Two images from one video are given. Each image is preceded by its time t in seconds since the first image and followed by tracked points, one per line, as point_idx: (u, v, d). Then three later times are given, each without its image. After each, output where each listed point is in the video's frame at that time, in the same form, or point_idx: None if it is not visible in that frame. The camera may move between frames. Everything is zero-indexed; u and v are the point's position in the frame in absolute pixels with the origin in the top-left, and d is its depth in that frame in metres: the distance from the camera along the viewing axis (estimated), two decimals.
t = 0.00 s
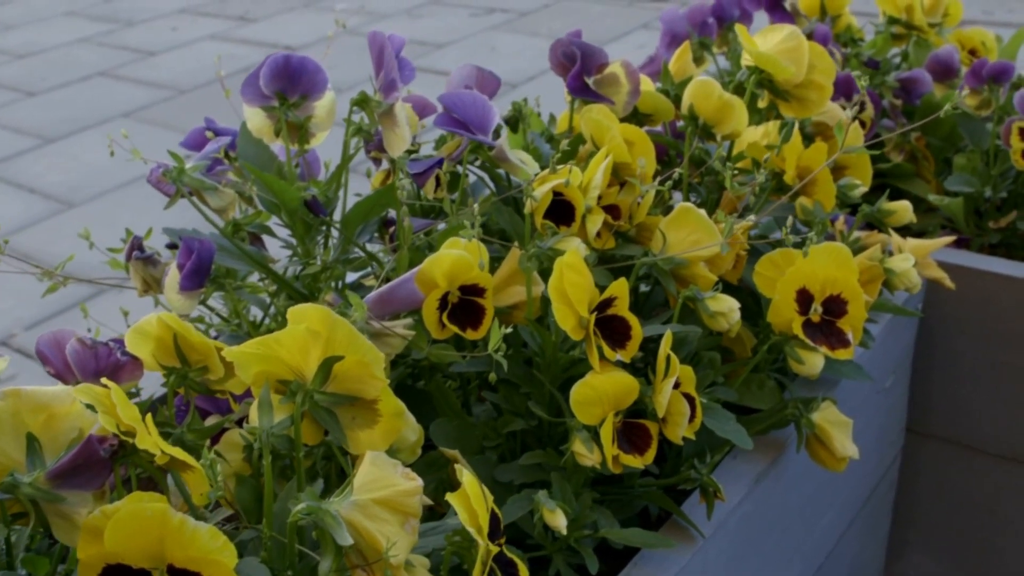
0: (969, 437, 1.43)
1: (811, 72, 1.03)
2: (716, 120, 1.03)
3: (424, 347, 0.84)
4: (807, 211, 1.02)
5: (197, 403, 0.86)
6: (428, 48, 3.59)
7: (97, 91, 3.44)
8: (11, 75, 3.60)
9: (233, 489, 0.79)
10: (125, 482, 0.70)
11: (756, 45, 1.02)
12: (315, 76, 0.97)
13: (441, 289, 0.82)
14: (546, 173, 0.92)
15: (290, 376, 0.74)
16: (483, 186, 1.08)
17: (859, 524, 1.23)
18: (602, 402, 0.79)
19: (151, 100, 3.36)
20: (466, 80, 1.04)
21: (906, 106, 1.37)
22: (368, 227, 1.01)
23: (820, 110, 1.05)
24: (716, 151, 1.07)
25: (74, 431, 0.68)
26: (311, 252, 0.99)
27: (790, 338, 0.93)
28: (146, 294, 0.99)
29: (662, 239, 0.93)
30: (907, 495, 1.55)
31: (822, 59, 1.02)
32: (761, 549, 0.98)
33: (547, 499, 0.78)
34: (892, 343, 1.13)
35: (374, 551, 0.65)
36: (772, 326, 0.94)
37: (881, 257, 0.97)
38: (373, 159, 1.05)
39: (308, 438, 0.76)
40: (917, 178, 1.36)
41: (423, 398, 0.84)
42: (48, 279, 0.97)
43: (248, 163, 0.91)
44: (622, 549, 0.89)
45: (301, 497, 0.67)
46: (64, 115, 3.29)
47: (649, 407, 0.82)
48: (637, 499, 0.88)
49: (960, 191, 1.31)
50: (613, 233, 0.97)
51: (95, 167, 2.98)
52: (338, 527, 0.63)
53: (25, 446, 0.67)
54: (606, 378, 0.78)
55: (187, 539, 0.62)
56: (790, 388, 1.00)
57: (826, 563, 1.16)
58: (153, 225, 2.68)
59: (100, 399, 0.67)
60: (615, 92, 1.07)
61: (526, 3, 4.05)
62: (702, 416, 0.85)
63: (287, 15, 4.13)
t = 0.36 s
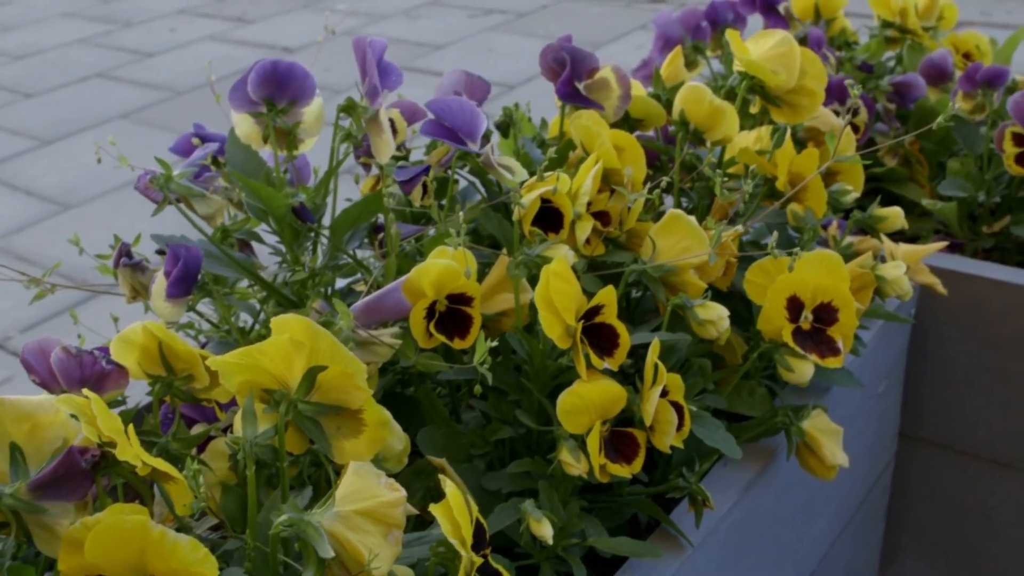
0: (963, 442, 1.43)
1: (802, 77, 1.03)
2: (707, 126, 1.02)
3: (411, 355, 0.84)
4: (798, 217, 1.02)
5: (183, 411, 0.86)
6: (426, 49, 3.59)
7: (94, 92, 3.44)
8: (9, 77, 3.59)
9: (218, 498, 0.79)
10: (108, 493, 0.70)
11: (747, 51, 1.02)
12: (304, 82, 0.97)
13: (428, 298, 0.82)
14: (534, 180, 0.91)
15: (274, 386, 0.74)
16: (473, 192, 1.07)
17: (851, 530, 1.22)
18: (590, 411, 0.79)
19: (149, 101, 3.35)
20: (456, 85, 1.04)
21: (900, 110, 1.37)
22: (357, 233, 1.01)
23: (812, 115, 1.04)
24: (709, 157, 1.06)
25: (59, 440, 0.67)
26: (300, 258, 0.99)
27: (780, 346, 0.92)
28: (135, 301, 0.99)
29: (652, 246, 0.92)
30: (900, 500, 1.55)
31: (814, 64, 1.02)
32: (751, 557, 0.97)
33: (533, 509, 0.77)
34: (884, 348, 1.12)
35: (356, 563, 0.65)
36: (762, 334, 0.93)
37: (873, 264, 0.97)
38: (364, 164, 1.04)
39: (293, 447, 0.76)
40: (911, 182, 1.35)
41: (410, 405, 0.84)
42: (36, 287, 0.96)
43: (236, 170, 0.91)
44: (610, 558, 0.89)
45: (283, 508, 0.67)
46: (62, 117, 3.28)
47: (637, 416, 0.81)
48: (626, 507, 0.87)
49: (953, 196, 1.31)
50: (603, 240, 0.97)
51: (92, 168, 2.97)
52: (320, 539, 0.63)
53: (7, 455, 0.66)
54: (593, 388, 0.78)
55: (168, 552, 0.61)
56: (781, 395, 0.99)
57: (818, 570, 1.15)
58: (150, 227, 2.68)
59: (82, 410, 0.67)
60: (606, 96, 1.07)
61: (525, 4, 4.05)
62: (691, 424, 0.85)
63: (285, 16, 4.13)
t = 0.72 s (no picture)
0: (957, 447, 1.42)
1: (794, 83, 1.02)
2: (698, 132, 1.02)
3: (399, 363, 0.84)
4: (789, 223, 1.01)
5: (169, 420, 0.85)
6: (424, 50, 3.59)
7: (92, 94, 3.44)
8: (7, 78, 3.59)
9: (203, 506, 0.78)
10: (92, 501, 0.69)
11: (739, 56, 1.01)
12: (293, 88, 0.96)
13: (416, 305, 0.82)
14: (522, 187, 0.91)
15: (259, 395, 0.73)
16: (464, 198, 1.07)
17: (844, 537, 1.22)
18: (576, 420, 0.79)
19: (146, 103, 3.35)
20: (445, 91, 1.05)
21: (894, 115, 1.37)
22: (346, 240, 1.01)
23: (802, 121, 1.04)
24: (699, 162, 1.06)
25: (43, 450, 0.67)
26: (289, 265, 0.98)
27: (769, 353, 0.92)
28: (123, 308, 0.98)
29: (641, 253, 0.92)
30: (893, 505, 1.54)
31: (806, 70, 1.01)
32: (740, 566, 0.97)
33: (520, 518, 0.77)
34: (876, 355, 1.12)
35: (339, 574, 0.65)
36: (752, 341, 0.92)
37: (864, 271, 0.95)
38: (353, 170, 1.03)
39: (278, 456, 0.76)
40: (905, 186, 1.35)
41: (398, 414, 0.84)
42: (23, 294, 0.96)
43: (223, 177, 0.90)
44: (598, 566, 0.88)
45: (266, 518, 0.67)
46: (59, 118, 3.28)
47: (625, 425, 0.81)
48: (614, 515, 0.87)
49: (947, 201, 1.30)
50: (593, 246, 0.96)
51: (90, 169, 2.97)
52: (303, 550, 0.63)
53: None
54: (580, 397, 0.77)
55: (148, 563, 0.61)
56: (772, 403, 0.99)
57: None
58: (146, 229, 2.67)
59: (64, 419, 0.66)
60: (597, 101, 1.06)
61: (523, 6, 4.04)
62: (679, 432, 0.84)
63: (283, 17, 4.12)
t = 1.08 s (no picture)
0: (950, 453, 1.42)
1: (784, 89, 1.02)
2: (687, 138, 1.01)
3: (384, 373, 0.83)
4: (778, 230, 1.01)
5: (153, 428, 0.85)
6: (422, 52, 3.58)
7: (89, 95, 3.43)
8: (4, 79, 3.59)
9: (187, 516, 0.78)
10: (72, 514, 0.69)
11: (728, 62, 1.00)
12: (280, 95, 0.96)
13: (401, 315, 0.81)
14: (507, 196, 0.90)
15: (241, 406, 0.73)
16: (453, 204, 1.06)
17: (836, 544, 1.21)
18: (562, 431, 0.78)
19: (143, 104, 3.35)
20: (433, 97, 1.05)
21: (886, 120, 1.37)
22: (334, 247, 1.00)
23: (792, 127, 1.04)
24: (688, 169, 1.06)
25: (25, 460, 0.65)
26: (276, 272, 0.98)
27: (757, 361, 0.91)
28: (110, 316, 0.98)
29: (629, 261, 0.91)
30: (887, 510, 1.54)
31: (796, 76, 1.01)
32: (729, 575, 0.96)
33: (505, 529, 0.76)
34: (868, 362, 1.12)
35: None
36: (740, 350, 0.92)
37: (853, 279, 0.95)
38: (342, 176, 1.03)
39: (262, 467, 0.75)
40: (898, 191, 1.35)
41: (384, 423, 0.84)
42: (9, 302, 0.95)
43: (210, 184, 0.90)
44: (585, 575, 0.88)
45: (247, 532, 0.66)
46: (57, 120, 3.28)
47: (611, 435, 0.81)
48: (601, 524, 0.86)
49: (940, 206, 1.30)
50: (581, 253, 0.95)
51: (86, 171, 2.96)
52: (283, 564, 0.62)
53: None
54: (566, 407, 0.77)
55: None
56: (761, 410, 0.98)
57: None
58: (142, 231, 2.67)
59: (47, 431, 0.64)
60: (588, 107, 1.06)
61: (522, 7, 4.04)
62: (666, 441, 0.84)
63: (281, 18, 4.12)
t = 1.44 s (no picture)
0: (942, 459, 1.41)
1: (773, 95, 1.02)
2: (676, 144, 1.01)
3: (370, 382, 0.83)
4: (768, 238, 1.01)
5: (137, 438, 0.84)
6: (419, 53, 3.58)
7: (86, 97, 3.43)
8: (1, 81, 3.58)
9: (170, 527, 0.78)
10: (50, 526, 0.69)
11: (718, 69, 1.00)
12: (267, 101, 0.96)
13: (386, 324, 0.81)
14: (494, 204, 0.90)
15: (223, 417, 0.73)
16: (443, 210, 1.05)
17: (827, 551, 1.21)
18: (547, 441, 0.78)
19: (140, 106, 3.34)
20: (423, 102, 1.04)
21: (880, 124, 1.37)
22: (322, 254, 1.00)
23: (782, 134, 1.03)
24: (677, 175, 1.06)
25: (5, 469, 0.64)
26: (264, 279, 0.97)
27: (745, 370, 0.91)
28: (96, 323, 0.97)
29: (617, 269, 0.92)
30: (879, 516, 1.53)
31: (785, 82, 1.01)
32: None
33: (489, 540, 0.76)
34: (858, 369, 1.11)
35: None
36: (727, 358, 0.92)
37: (842, 286, 0.95)
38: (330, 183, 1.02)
39: (245, 477, 0.75)
40: (890, 196, 1.36)
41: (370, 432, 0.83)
42: None
43: (196, 192, 0.89)
44: None
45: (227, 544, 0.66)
46: (53, 122, 3.27)
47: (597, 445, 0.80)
48: (588, 534, 0.86)
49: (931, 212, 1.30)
50: (569, 261, 0.95)
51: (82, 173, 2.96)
52: None
53: None
54: (551, 417, 0.77)
55: None
56: (749, 419, 0.98)
57: None
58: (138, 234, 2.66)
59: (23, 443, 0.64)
60: (577, 113, 1.05)
61: (519, 9, 4.04)
62: (652, 450, 0.84)
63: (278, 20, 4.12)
